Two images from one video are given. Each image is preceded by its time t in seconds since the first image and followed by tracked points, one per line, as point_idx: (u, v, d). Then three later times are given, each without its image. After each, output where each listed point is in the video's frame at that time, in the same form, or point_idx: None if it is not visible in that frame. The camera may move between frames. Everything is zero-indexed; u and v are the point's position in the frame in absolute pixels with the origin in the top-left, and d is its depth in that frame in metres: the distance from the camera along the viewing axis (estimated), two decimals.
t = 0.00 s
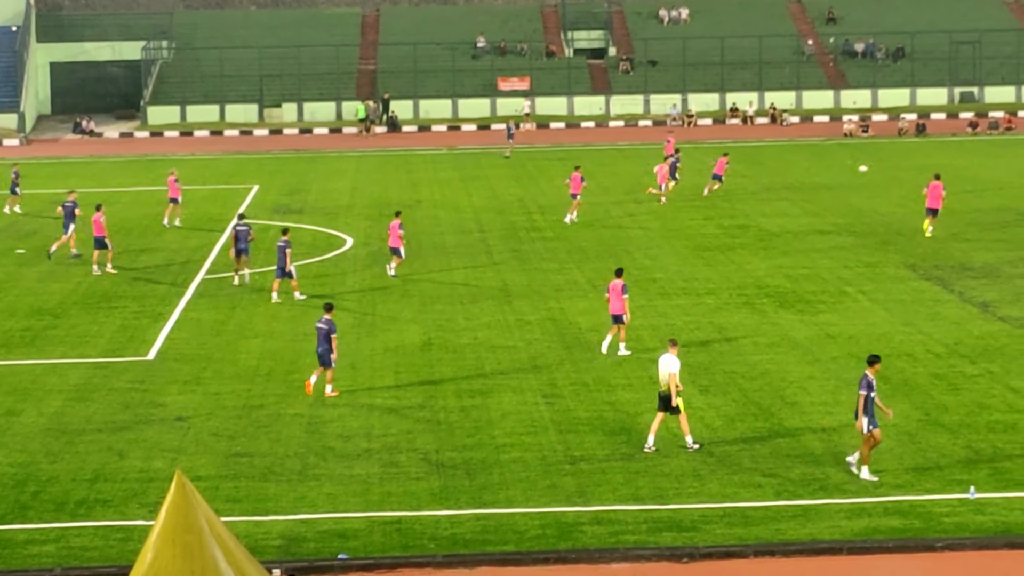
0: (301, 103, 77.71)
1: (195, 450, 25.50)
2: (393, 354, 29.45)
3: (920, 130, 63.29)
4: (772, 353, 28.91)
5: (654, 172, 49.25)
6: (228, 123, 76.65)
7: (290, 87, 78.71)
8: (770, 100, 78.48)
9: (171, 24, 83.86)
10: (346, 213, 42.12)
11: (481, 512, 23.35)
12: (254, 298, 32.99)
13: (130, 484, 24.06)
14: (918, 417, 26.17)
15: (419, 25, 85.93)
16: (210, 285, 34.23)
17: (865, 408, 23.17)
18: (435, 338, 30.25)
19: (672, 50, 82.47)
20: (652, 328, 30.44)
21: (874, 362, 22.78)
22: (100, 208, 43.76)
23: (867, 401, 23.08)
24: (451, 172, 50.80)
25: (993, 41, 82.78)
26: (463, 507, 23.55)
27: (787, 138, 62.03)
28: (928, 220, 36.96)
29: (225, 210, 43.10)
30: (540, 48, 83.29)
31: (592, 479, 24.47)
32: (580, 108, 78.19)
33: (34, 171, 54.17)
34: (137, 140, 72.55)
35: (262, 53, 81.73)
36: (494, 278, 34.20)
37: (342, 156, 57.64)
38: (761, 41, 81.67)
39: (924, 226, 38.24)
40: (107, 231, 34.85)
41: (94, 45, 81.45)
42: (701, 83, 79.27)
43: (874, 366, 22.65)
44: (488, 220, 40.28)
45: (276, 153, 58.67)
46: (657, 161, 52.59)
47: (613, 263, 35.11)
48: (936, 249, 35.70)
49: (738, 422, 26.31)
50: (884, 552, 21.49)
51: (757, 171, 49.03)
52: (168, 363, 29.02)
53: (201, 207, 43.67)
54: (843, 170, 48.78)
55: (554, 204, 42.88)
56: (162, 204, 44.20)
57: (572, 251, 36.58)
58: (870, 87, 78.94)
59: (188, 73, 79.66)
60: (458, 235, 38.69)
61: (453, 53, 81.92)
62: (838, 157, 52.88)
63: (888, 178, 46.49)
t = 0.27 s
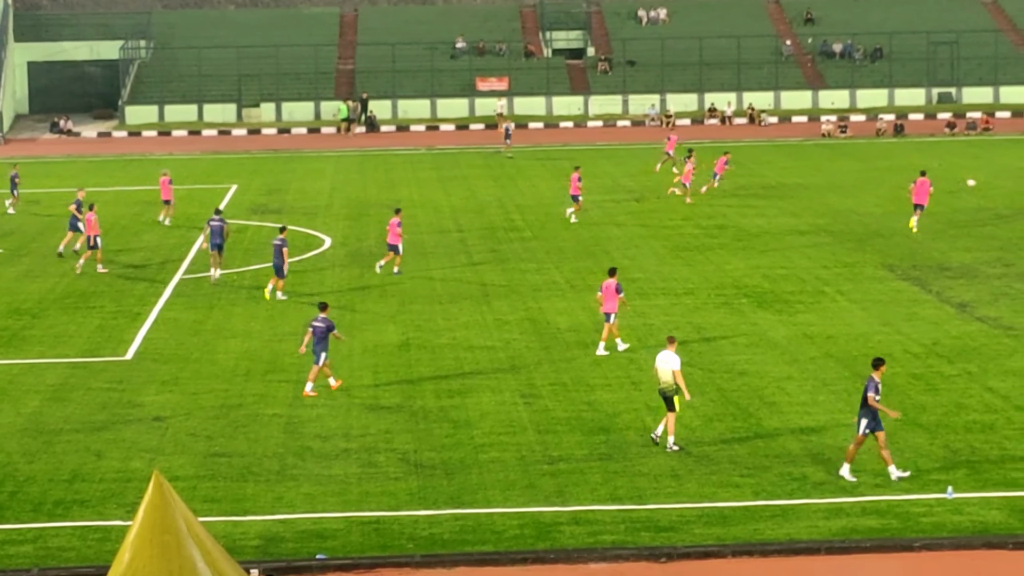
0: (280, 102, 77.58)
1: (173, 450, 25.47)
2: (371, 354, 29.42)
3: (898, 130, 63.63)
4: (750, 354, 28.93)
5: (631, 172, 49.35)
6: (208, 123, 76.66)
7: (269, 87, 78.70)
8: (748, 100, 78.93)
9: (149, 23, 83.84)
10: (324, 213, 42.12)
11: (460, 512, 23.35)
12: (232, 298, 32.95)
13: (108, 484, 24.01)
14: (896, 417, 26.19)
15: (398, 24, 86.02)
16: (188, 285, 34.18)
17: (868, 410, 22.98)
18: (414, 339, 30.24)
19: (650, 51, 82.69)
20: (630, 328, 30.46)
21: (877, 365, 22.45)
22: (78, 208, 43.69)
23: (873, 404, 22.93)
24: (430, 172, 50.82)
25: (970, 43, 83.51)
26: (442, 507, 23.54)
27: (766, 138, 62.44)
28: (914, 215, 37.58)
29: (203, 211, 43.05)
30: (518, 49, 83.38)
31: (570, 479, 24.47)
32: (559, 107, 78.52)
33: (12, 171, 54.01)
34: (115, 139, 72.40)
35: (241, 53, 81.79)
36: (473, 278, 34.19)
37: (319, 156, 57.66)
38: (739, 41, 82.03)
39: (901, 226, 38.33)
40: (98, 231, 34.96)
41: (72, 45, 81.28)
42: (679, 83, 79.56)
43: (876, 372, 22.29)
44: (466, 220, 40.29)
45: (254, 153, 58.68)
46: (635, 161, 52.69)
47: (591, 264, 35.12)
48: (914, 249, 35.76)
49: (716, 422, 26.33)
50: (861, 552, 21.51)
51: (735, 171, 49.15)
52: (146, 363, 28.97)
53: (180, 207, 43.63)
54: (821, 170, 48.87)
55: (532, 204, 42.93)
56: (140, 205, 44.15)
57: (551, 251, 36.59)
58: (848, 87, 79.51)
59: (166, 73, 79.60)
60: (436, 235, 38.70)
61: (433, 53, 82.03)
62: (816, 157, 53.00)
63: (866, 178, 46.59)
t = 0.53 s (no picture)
0: (251, 101, 77.60)
1: (144, 449, 25.43)
2: (342, 354, 29.42)
3: (870, 131, 64.09)
4: (721, 353, 28.97)
5: (602, 172, 49.51)
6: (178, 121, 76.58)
7: (240, 86, 78.77)
8: (720, 100, 79.11)
9: (120, 21, 83.86)
10: (295, 212, 42.16)
11: (431, 512, 23.35)
12: (204, 297, 32.91)
13: (79, 484, 23.96)
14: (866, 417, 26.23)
15: (370, 23, 86.35)
16: (159, 284, 34.14)
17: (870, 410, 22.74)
18: (385, 338, 30.24)
19: (623, 52, 82.97)
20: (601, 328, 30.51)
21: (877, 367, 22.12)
22: (50, 208, 43.64)
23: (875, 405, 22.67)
24: (403, 171, 50.85)
25: (941, 44, 84.08)
26: (413, 507, 23.54)
27: (738, 138, 62.86)
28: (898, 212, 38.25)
29: (173, 211, 42.99)
30: (491, 48, 83.44)
31: (541, 479, 24.48)
32: (532, 107, 78.76)
33: None
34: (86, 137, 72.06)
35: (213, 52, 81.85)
36: (443, 278, 34.22)
37: (290, 155, 57.73)
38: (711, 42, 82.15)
39: (872, 226, 38.48)
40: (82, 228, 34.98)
41: (43, 43, 81.65)
42: (652, 82, 79.77)
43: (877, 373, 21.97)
44: (436, 219, 40.36)
45: (225, 152, 58.73)
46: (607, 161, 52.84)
47: (562, 264, 35.16)
48: (885, 249, 35.85)
49: (687, 422, 26.36)
50: (832, 551, 21.54)
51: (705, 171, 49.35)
52: (117, 363, 28.93)
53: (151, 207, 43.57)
54: (792, 170, 49.02)
55: (503, 203, 43.02)
56: (111, 204, 44.13)
57: (521, 250, 36.63)
58: (819, 88, 79.59)
59: (137, 70, 79.50)
60: (407, 234, 38.74)
61: (405, 52, 82.02)
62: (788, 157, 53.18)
63: (837, 178, 46.74)
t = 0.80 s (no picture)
0: (199, 99, 77.33)
1: (89, 447, 25.31)
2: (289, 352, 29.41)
3: (816, 131, 65.69)
4: (669, 352, 29.09)
5: (551, 172, 49.93)
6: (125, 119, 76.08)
7: (187, 84, 78.45)
8: (668, 101, 79.26)
9: (66, 19, 83.96)
10: (243, 210, 42.27)
11: (378, 511, 23.30)
12: (152, 295, 32.87)
13: (23, 483, 23.84)
14: (812, 416, 26.30)
15: (318, 23, 87.29)
16: (107, 282, 34.09)
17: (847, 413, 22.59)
18: (333, 336, 30.25)
19: (571, 51, 83.43)
20: (549, 327, 30.62)
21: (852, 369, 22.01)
22: None
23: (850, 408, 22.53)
24: (351, 169, 51.12)
25: (887, 45, 85.19)
26: (360, 506, 23.50)
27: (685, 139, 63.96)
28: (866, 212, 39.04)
29: (118, 209, 42.93)
30: (439, 47, 83.77)
31: (488, 478, 24.46)
32: (479, 107, 78.56)
33: None
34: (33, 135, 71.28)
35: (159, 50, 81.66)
36: (391, 276, 34.34)
37: (240, 153, 57.84)
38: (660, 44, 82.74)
39: (819, 226, 38.87)
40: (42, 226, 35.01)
41: None
42: (600, 83, 79.88)
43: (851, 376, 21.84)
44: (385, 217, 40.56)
45: (174, 150, 58.77)
46: (556, 162, 53.27)
47: (511, 263, 35.31)
48: (832, 249, 36.16)
49: (635, 421, 26.41)
50: (777, 550, 21.55)
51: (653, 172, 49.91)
52: (62, 361, 28.82)
53: (95, 204, 43.48)
54: (740, 172, 49.52)
55: (452, 202, 43.28)
56: (60, 202, 44.05)
57: (470, 249, 36.81)
58: (767, 89, 80.05)
59: (84, 68, 79.29)
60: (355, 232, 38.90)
61: (352, 51, 82.21)
62: (736, 159, 53.77)
63: (785, 180, 47.24)
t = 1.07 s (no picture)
0: (154, 96, 76.70)
1: (43, 445, 25.19)
2: (245, 350, 29.48)
3: (772, 131, 66.87)
4: (624, 350, 29.28)
5: (507, 171, 50.55)
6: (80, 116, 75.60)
7: (143, 81, 78.28)
8: (623, 100, 78.95)
9: (22, 16, 84.36)
10: (199, 208, 42.58)
11: (333, 510, 23.10)
12: (108, 293, 32.95)
13: None
14: (767, 414, 26.36)
15: (275, 20, 87.54)
16: (62, 279, 34.17)
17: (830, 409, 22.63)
18: (289, 334, 30.35)
19: (527, 50, 84.04)
20: (505, 325, 30.84)
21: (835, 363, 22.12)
22: None
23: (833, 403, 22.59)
24: (308, 168, 51.56)
25: (843, 45, 85.95)
26: (315, 504, 23.30)
27: (641, 139, 64.94)
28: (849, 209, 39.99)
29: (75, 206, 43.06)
30: (395, 45, 84.33)
31: (444, 476, 24.32)
32: (436, 105, 78.36)
33: None
34: None
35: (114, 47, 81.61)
36: (347, 274, 34.67)
37: (197, 151, 58.07)
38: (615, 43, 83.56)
39: (773, 226, 39.47)
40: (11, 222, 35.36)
41: None
42: (556, 82, 80.46)
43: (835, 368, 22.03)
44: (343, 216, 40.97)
45: (131, 148, 58.93)
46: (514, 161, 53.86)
47: (467, 263, 35.65)
48: (786, 249, 36.64)
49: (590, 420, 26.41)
50: (732, 549, 21.36)
51: (610, 172, 50.56)
52: (16, 358, 28.77)
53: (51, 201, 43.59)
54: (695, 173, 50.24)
55: (408, 201, 43.75)
56: (16, 199, 44.14)
57: (427, 248, 37.16)
58: (723, 88, 80.34)
59: (40, 65, 79.37)
60: (312, 231, 39.26)
61: (309, 48, 82.47)
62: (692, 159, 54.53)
63: (739, 181, 47.94)
